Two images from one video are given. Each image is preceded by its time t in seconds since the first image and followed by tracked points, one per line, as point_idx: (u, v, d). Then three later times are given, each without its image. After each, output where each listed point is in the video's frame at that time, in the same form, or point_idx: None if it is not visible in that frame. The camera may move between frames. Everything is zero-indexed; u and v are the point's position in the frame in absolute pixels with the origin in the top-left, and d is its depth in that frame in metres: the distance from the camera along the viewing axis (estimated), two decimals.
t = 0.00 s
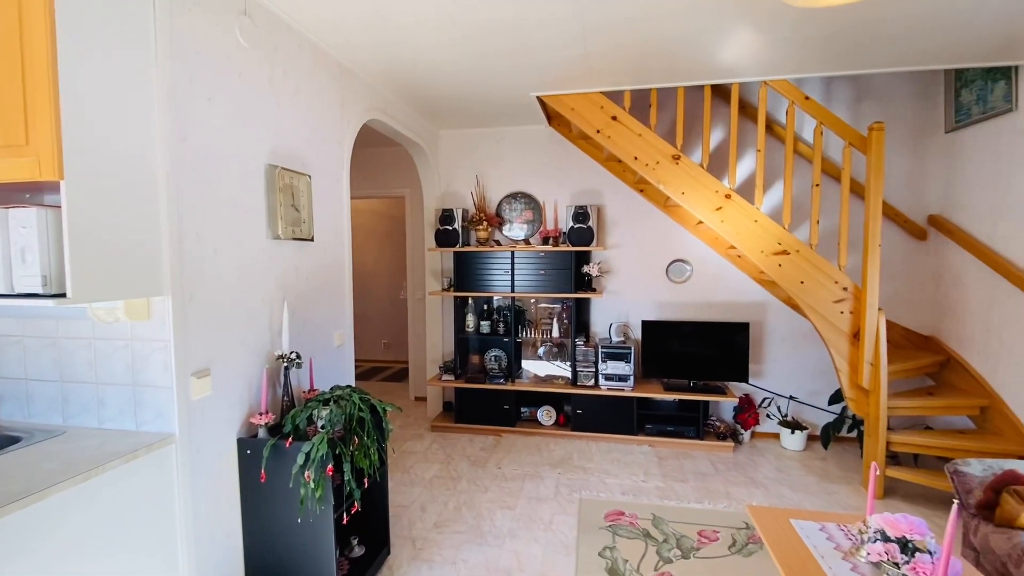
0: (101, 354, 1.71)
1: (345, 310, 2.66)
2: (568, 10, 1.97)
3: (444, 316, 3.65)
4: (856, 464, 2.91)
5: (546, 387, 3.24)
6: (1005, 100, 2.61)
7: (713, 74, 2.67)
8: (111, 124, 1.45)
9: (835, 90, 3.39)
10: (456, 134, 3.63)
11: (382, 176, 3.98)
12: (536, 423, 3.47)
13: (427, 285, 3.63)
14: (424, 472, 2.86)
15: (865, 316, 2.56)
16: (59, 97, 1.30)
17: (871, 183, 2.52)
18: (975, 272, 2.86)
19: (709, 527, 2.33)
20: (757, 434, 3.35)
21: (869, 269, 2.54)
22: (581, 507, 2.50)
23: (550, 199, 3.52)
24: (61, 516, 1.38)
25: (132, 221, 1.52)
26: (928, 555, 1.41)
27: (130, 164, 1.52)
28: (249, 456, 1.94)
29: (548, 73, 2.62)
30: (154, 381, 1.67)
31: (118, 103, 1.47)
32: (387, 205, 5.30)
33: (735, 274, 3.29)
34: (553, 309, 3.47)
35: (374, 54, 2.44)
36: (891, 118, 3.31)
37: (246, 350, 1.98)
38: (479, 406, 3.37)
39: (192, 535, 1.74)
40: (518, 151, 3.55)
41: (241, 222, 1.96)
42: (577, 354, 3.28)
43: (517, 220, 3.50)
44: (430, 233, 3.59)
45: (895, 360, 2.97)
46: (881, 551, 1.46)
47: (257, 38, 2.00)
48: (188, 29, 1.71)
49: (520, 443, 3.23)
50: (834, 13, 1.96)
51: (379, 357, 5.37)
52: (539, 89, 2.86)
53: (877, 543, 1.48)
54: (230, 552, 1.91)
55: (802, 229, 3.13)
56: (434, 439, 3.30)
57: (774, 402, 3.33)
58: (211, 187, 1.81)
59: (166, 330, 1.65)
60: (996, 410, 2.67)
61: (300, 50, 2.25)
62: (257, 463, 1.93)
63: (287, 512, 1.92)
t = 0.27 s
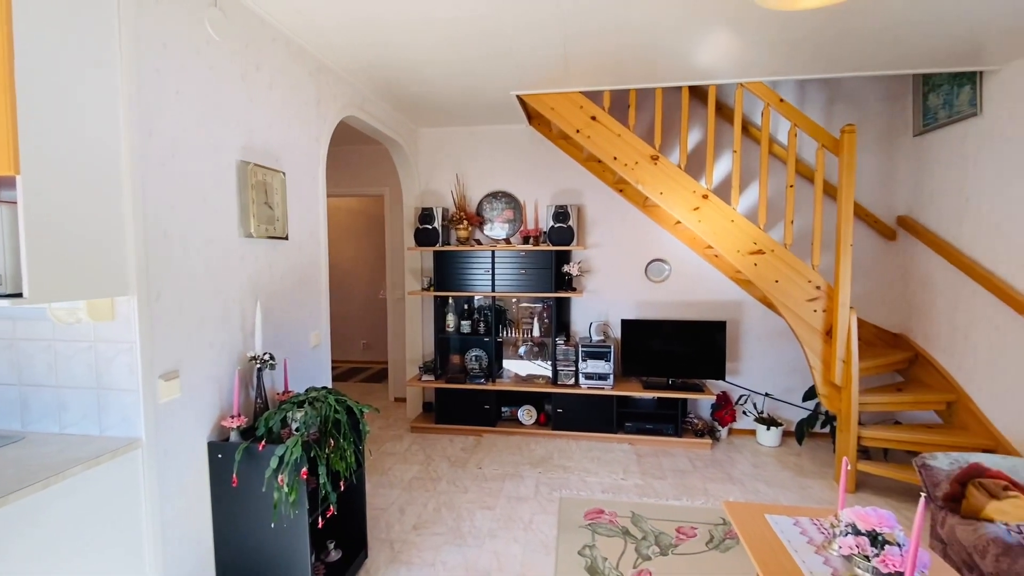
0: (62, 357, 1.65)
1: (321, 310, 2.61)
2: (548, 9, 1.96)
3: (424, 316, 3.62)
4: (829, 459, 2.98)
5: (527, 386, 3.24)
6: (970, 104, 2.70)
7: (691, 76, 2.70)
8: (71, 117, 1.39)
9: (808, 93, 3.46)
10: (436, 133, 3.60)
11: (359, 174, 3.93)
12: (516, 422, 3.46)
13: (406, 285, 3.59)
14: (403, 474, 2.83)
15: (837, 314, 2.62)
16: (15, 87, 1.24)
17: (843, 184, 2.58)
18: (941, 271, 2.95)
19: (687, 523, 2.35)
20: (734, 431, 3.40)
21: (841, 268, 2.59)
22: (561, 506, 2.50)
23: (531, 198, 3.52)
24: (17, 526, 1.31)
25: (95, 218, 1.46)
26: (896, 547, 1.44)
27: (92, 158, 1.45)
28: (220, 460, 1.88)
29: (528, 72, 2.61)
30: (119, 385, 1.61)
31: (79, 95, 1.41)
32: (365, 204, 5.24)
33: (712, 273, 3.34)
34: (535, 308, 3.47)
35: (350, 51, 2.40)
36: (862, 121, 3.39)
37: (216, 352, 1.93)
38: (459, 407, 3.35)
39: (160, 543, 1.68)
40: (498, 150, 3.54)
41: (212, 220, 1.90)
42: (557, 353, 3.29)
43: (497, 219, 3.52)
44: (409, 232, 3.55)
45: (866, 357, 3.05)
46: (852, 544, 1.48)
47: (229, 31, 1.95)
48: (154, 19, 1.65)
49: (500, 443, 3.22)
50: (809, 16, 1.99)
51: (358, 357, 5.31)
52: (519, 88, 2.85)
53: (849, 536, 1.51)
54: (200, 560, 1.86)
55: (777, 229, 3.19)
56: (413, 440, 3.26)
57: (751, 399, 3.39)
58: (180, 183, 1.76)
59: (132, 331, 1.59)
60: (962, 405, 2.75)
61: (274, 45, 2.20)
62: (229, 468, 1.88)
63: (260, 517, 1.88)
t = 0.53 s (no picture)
0: (17, 360, 1.58)
1: (295, 311, 2.56)
2: (527, 7, 1.95)
3: (403, 316, 3.57)
4: (802, 455, 3.04)
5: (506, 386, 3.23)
6: (936, 108, 2.79)
7: (669, 77, 2.72)
8: (23, 109, 1.32)
9: (782, 96, 3.53)
10: (414, 130, 3.56)
11: (336, 172, 3.87)
12: (496, 422, 3.45)
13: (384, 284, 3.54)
14: (380, 477, 2.78)
15: (810, 313, 2.67)
16: None
17: (816, 185, 2.63)
18: (909, 270, 3.03)
19: (664, 521, 2.37)
20: (710, 428, 3.45)
21: (813, 268, 2.65)
22: (540, 506, 2.49)
23: (510, 198, 3.51)
24: None
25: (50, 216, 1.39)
26: (866, 541, 1.46)
27: (48, 152, 1.38)
28: (188, 465, 1.82)
29: (507, 70, 2.59)
30: (79, 389, 1.55)
31: (33, 86, 1.34)
32: (343, 202, 5.16)
33: (690, 273, 3.38)
34: (516, 308, 3.46)
35: (325, 46, 2.35)
36: (834, 123, 3.47)
37: (184, 354, 1.87)
38: (438, 408, 3.32)
39: (124, 553, 1.62)
40: (477, 149, 3.51)
41: (180, 218, 1.84)
42: (537, 352, 3.28)
43: (477, 218, 3.48)
44: (387, 231, 3.51)
45: (838, 354, 3.12)
46: (824, 539, 1.50)
47: (196, 23, 1.88)
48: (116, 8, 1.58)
49: (479, 443, 3.20)
50: (784, 19, 2.02)
51: (335, 359, 5.23)
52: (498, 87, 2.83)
53: (820, 531, 1.53)
54: (167, 569, 1.80)
55: (752, 229, 3.25)
56: (391, 442, 3.22)
57: (727, 396, 3.44)
58: (145, 180, 1.68)
59: (92, 333, 1.52)
60: (928, 400, 2.84)
61: (245, 38, 2.13)
62: (197, 473, 1.82)
63: (229, 524, 1.82)
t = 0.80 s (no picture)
0: None
1: (266, 313, 2.50)
2: (505, 6, 1.94)
3: (380, 317, 3.53)
4: (776, 452, 3.10)
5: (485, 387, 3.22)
6: (903, 113, 2.88)
7: (645, 79, 2.74)
8: None
9: (756, 99, 3.59)
10: (391, 129, 3.52)
11: (311, 171, 3.80)
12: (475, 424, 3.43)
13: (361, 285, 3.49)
14: (356, 481, 2.74)
15: (782, 313, 2.73)
16: None
17: (788, 188, 2.68)
18: (877, 271, 3.12)
19: (642, 519, 2.39)
20: (687, 427, 3.49)
21: (785, 269, 2.70)
22: (519, 507, 2.48)
23: (489, 198, 3.49)
24: None
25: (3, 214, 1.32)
26: (834, 536, 1.49)
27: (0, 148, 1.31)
28: (153, 473, 1.76)
29: (484, 70, 2.58)
30: (34, 396, 1.48)
31: None
32: (319, 201, 5.07)
33: (667, 273, 3.41)
34: (496, 309, 3.45)
35: (298, 42, 2.31)
36: (806, 127, 3.55)
37: (149, 358, 1.80)
38: (417, 410, 3.29)
39: (84, 566, 1.55)
40: (455, 148, 3.49)
41: (145, 217, 1.78)
42: (516, 353, 3.28)
43: (455, 218, 3.46)
44: (364, 231, 3.46)
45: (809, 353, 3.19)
46: (795, 535, 1.52)
47: (162, 15, 1.82)
48: None
49: (458, 445, 3.18)
50: (758, 23, 2.05)
51: (312, 361, 5.14)
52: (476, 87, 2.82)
53: (791, 527, 1.55)
54: None
55: (727, 230, 3.30)
56: (368, 445, 3.17)
57: (702, 395, 3.48)
58: (107, 177, 1.62)
59: (49, 337, 1.46)
60: (895, 397, 2.93)
61: (214, 32, 2.07)
62: (163, 481, 1.76)
63: (197, 532, 1.77)
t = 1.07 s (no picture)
0: None
1: (237, 315, 2.43)
2: (483, 5, 1.92)
3: (357, 319, 3.47)
4: (750, 449, 3.15)
5: (463, 389, 3.20)
6: (870, 118, 2.96)
7: (622, 81, 2.76)
8: None
9: (730, 102, 3.65)
10: (367, 128, 3.47)
11: (284, 170, 3.72)
12: (453, 426, 3.41)
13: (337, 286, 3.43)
14: (332, 485, 2.69)
15: (755, 313, 2.78)
16: None
17: (761, 190, 2.73)
18: (846, 271, 3.21)
19: (619, 518, 2.40)
20: (664, 425, 3.53)
21: (758, 269, 2.75)
22: (497, 509, 2.47)
23: (466, 198, 3.48)
24: None
25: None
26: (804, 532, 1.51)
27: None
28: (115, 482, 1.69)
29: (462, 68, 2.56)
30: None
31: None
32: (293, 201, 4.98)
33: (643, 274, 3.45)
34: (476, 309, 3.44)
35: (270, 38, 2.26)
36: (778, 130, 3.63)
37: (110, 363, 1.73)
38: (394, 412, 3.25)
39: None
40: (433, 148, 3.46)
41: (107, 216, 1.71)
42: (495, 354, 3.27)
43: (433, 219, 3.45)
44: (339, 231, 3.40)
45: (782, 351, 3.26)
46: (766, 532, 1.54)
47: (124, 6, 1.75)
48: None
49: (436, 447, 3.16)
50: (733, 26, 2.08)
51: (287, 364, 5.05)
52: (453, 86, 2.80)
53: (763, 524, 1.57)
54: None
55: (702, 231, 3.35)
56: (344, 449, 3.12)
57: (679, 394, 3.53)
58: (65, 174, 1.55)
59: None
60: (863, 393, 3.01)
61: (180, 25, 2.01)
62: (125, 491, 1.69)
63: (162, 543, 1.71)
